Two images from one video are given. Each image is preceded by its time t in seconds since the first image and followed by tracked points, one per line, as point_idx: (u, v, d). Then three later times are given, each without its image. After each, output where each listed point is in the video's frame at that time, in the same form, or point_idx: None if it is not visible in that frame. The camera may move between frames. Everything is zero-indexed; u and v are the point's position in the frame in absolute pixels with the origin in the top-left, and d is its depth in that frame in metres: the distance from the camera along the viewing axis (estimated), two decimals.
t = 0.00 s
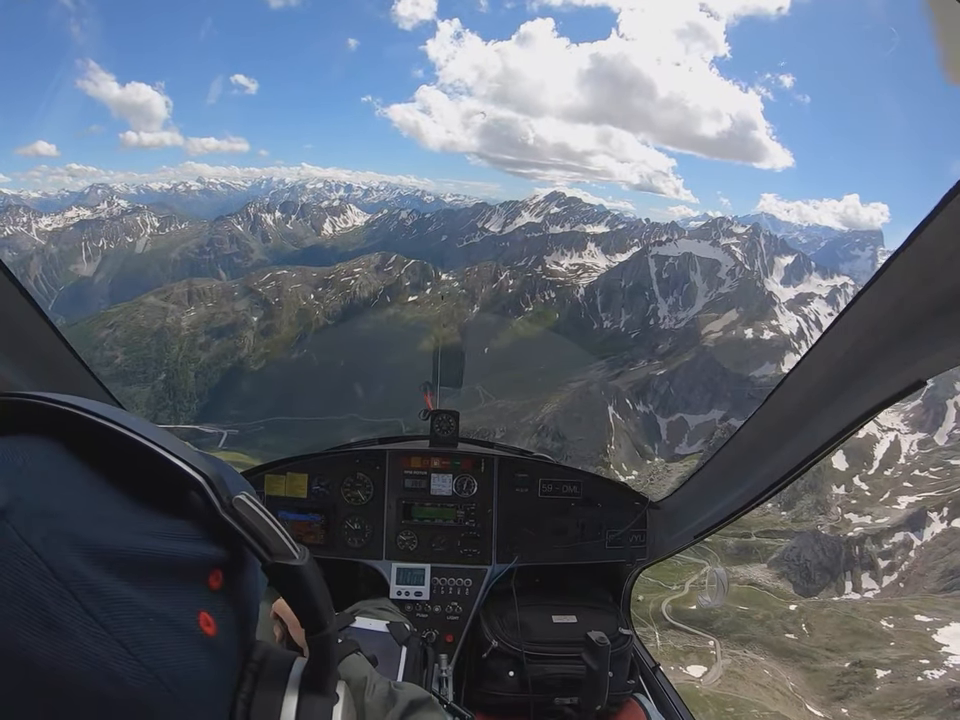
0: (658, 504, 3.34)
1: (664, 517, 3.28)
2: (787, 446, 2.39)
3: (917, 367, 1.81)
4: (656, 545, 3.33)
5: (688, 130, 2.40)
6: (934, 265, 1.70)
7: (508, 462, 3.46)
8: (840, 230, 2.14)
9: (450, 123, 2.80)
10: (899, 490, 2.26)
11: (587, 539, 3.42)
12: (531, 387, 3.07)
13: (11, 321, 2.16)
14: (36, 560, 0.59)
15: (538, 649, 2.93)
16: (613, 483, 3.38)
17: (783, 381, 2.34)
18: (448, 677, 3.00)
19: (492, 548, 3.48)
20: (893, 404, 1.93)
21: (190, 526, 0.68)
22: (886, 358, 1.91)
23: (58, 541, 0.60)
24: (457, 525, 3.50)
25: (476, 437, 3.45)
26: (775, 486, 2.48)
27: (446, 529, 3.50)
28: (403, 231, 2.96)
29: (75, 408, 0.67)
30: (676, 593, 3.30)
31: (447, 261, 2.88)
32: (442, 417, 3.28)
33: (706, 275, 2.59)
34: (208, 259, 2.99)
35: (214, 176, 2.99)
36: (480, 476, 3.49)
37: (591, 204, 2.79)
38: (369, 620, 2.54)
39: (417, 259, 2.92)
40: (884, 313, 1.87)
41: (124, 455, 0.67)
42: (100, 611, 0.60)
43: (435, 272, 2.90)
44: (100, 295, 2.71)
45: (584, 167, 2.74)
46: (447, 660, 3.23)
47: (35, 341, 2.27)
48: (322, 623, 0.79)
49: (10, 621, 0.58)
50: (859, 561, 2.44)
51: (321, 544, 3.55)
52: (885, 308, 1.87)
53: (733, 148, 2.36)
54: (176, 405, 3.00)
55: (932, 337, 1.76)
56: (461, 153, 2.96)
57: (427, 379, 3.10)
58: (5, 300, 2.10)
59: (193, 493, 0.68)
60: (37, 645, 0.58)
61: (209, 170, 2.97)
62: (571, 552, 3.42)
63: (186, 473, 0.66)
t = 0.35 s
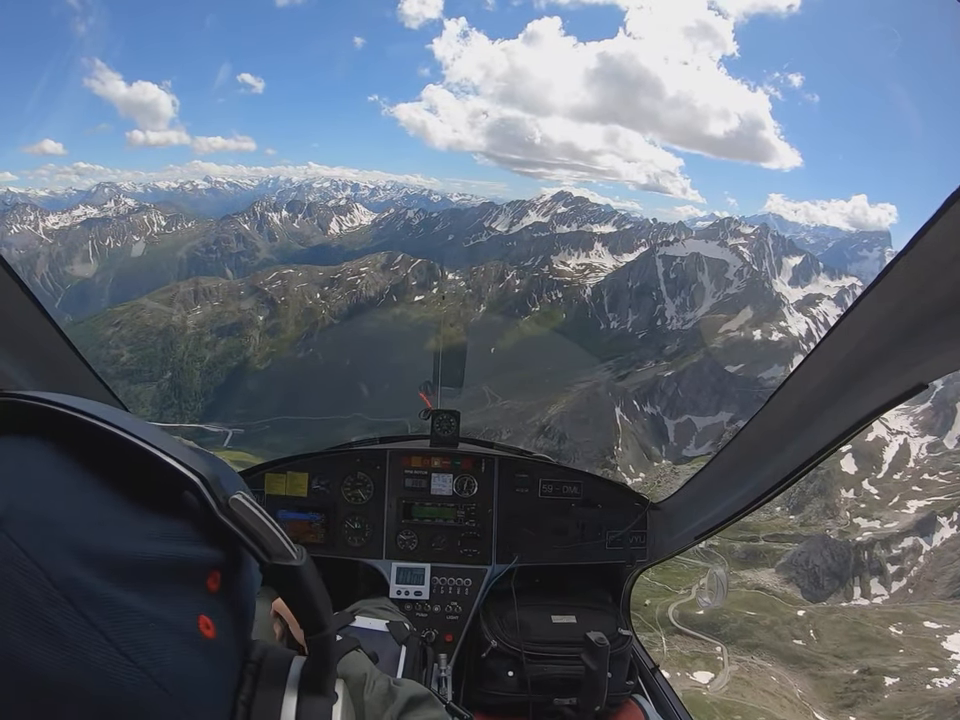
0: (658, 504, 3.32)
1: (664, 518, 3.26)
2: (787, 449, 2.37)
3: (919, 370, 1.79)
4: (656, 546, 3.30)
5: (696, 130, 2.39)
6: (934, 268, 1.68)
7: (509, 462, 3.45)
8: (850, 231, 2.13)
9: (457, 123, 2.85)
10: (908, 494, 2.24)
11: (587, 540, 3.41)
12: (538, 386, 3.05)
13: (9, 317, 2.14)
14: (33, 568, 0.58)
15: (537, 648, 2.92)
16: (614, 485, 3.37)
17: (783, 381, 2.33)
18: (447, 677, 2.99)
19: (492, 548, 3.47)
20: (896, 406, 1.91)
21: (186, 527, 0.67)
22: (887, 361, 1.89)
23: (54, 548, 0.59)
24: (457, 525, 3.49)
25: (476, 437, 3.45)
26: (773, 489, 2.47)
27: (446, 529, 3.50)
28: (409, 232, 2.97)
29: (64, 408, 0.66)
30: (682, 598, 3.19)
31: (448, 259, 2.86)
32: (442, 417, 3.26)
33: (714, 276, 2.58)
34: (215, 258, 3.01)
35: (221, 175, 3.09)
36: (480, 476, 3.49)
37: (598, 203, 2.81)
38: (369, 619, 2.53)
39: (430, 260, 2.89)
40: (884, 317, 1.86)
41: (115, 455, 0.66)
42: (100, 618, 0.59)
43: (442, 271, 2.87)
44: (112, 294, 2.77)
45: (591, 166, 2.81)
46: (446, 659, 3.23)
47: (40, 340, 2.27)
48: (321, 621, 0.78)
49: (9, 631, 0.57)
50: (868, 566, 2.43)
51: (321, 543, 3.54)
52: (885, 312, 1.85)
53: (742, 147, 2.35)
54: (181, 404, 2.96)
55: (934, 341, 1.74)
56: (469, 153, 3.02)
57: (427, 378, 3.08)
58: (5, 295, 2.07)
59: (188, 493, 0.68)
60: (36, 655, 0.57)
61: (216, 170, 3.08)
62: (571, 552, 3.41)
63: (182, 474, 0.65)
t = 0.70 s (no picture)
0: (661, 504, 3.27)
1: (668, 520, 3.22)
2: (788, 453, 2.34)
3: (922, 371, 1.77)
4: (659, 547, 3.26)
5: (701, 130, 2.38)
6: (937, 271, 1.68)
7: (513, 463, 3.43)
8: (856, 231, 2.12)
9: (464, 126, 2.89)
10: (916, 497, 2.23)
11: (591, 540, 3.39)
12: (541, 385, 3.06)
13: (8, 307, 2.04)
14: (55, 551, 0.57)
15: (540, 649, 2.90)
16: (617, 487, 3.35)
17: (783, 381, 2.32)
18: (449, 677, 2.97)
19: (496, 548, 3.46)
20: (896, 411, 1.89)
21: (188, 510, 0.67)
22: (890, 365, 1.87)
23: (73, 531, 0.59)
24: (461, 525, 3.48)
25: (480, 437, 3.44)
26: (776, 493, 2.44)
27: (451, 529, 3.48)
28: (413, 230, 3.09)
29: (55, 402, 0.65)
30: (690, 602, 3.17)
31: (453, 259, 2.91)
32: (447, 417, 3.23)
33: (719, 276, 2.55)
34: (218, 257, 3.03)
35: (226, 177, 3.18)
36: (485, 476, 3.47)
37: (604, 204, 2.88)
38: (373, 619, 2.52)
39: (436, 260, 2.92)
40: (888, 320, 1.84)
41: (110, 445, 0.66)
42: (125, 596, 0.59)
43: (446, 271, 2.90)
44: (116, 292, 2.73)
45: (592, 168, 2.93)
46: (449, 658, 3.20)
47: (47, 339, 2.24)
48: (315, 595, 0.78)
49: (37, 614, 0.55)
50: (876, 570, 2.41)
51: (325, 542, 3.52)
52: (888, 317, 1.83)
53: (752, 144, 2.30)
54: (184, 406, 2.90)
55: (936, 343, 1.72)
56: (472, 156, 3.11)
57: (431, 378, 3.04)
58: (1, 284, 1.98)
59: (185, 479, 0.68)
60: (66, 635, 0.56)
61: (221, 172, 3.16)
62: (575, 553, 3.40)
63: (181, 458, 0.66)
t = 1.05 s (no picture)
0: (664, 504, 3.27)
1: (671, 519, 3.21)
2: (793, 450, 2.34)
3: (927, 369, 1.76)
4: (662, 546, 3.26)
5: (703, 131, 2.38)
6: (935, 271, 1.68)
7: (516, 462, 3.43)
8: (858, 231, 2.10)
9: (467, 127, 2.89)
10: (922, 500, 2.21)
11: (594, 540, 3.38)
12: (543, 385, 3.01)
13: (11, 309, 2.05)
14: (63, 553, 0.60)
15: (543, 648, 2.89)
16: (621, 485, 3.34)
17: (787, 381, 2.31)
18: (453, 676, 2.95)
19: (499, 548, 3.44)
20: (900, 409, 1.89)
21: (186, 505, 0.72)
22: (894, 362, 1.86)
23: (78, 531, 0.62)
24: (464, 524, 3.48)
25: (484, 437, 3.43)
26: (781, 489, 2.44)
27: (454, 528, 3.48)
28: (416, 233, 3.06)
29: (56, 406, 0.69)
30: (696, 609, 3.10)
31: (456, 260, 2.89)
32: (448, 417, 3.19)
33: (722, 277, 2.54)
34: (222, 258, 3.09)
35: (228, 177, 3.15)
36: (488, 475, 3.47)
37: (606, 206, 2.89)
38: (375, 620, 2.50)
39: (433, 260, 2.93)
40: (891, 318, 1.83)
41: (111, 446, 0.70)
42: (130, 594, 0.62)
43: (448, 274, 2.89)
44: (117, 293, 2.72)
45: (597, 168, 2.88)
46: (452, 658, 3.17)
47: (50, 340, 2.23)
48: (312, 584, 0.84)
49: (49, 615, 0.58)
50: (881, 575, 2.36)
51: (327, 542, 3.51)
52: (891, 315, 1.83)
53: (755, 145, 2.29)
54: (185, 408, 2.90)
55: (940, 340, 1.71)
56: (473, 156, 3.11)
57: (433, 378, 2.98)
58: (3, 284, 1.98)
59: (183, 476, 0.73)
60: (77, 633, 0.58)
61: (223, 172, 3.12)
62: (578, 552, 3.39)
63: (180, 456, 0.71)
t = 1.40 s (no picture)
0: (667, 504, 3.25)
1: (673, 518, 3.19)
2: (794, 450, 2.33)
3: (927, 368, 1.76)
4: (663, 545, 3.24)
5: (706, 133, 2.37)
6: (936, 271, 1.67)
7: (517, 462, 3.41)
8: (859, 233, 2.09)
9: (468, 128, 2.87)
10: (926, 504, 2.20)
11: (595, 540, 3.35)
12: (542, 389, 3.01)
13: (11, 308, 2.03)
14: (112, 568, 0.63)
15: (545, 648, 2.87)
16: (623, 483, 3.32)
17: (791, 377, 2.28)
18: (454, 676, 2.92)
19: (500, 548, 3.42)
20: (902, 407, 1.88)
21: (218, 514, 0.73)
22: (894, 362, 1.85)
23: (123, 543, 0.64)
24: (465, 524, 3.45)
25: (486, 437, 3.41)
26: (783, 488, 2.43)
27: (455, 528, 3.45)
28: (417, 234, 3.04)
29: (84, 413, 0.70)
30: (697, 615, 3.09)
31: (457, 261, 2.87)
32: (452, 417, 3.14)
33: (724, 280, 2.55)
34: (221, 260, 3.04)
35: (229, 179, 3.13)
36: (489, 475, 3.44)
37: (607, 208, 2.82)
38: (378, 619, 2.50)
39: (435, 263, 2.90)
40: (891, 318, 1.82)
41: (139, 453, 0.71)
42: (177, 605, 0.65)
43: (448, 275, 2.85)
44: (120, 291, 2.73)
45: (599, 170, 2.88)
46: (454, 658, 3.14)
47: (50, 341, 2.22)
48: (341, 590, 0.84)
49: (103, 631, 0.61)
50: (886, 581, 2.35)
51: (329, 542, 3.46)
52: (891, 315, 1.82)
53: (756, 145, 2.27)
54: (185, 409, 2.93)
55: (940, 340, 1.71)
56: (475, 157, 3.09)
57: (437, 380, 3.00)
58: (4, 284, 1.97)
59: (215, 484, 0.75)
60: (130, 647, 0.61)
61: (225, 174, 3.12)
62: (579, 552, 3.36)
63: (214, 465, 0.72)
